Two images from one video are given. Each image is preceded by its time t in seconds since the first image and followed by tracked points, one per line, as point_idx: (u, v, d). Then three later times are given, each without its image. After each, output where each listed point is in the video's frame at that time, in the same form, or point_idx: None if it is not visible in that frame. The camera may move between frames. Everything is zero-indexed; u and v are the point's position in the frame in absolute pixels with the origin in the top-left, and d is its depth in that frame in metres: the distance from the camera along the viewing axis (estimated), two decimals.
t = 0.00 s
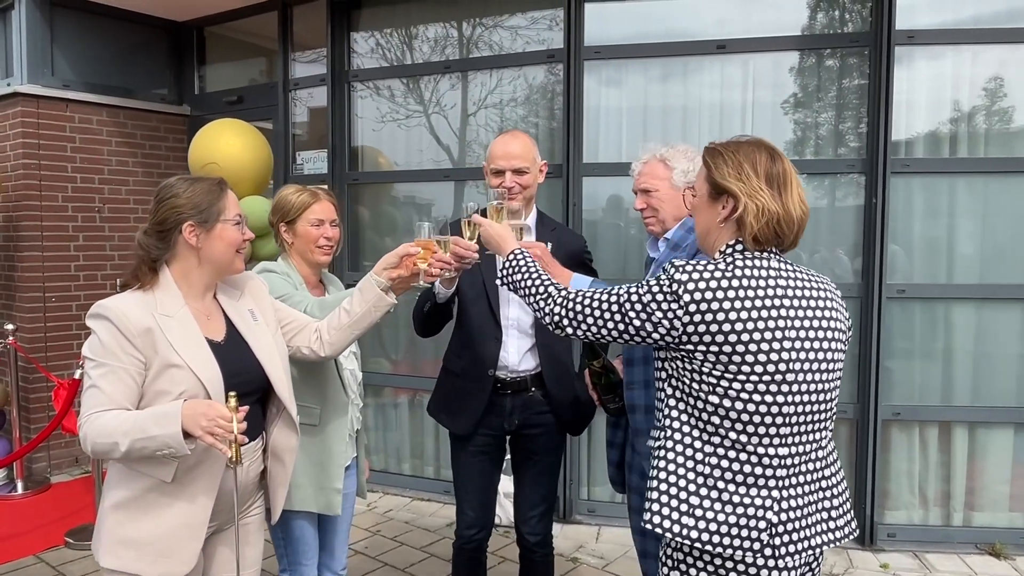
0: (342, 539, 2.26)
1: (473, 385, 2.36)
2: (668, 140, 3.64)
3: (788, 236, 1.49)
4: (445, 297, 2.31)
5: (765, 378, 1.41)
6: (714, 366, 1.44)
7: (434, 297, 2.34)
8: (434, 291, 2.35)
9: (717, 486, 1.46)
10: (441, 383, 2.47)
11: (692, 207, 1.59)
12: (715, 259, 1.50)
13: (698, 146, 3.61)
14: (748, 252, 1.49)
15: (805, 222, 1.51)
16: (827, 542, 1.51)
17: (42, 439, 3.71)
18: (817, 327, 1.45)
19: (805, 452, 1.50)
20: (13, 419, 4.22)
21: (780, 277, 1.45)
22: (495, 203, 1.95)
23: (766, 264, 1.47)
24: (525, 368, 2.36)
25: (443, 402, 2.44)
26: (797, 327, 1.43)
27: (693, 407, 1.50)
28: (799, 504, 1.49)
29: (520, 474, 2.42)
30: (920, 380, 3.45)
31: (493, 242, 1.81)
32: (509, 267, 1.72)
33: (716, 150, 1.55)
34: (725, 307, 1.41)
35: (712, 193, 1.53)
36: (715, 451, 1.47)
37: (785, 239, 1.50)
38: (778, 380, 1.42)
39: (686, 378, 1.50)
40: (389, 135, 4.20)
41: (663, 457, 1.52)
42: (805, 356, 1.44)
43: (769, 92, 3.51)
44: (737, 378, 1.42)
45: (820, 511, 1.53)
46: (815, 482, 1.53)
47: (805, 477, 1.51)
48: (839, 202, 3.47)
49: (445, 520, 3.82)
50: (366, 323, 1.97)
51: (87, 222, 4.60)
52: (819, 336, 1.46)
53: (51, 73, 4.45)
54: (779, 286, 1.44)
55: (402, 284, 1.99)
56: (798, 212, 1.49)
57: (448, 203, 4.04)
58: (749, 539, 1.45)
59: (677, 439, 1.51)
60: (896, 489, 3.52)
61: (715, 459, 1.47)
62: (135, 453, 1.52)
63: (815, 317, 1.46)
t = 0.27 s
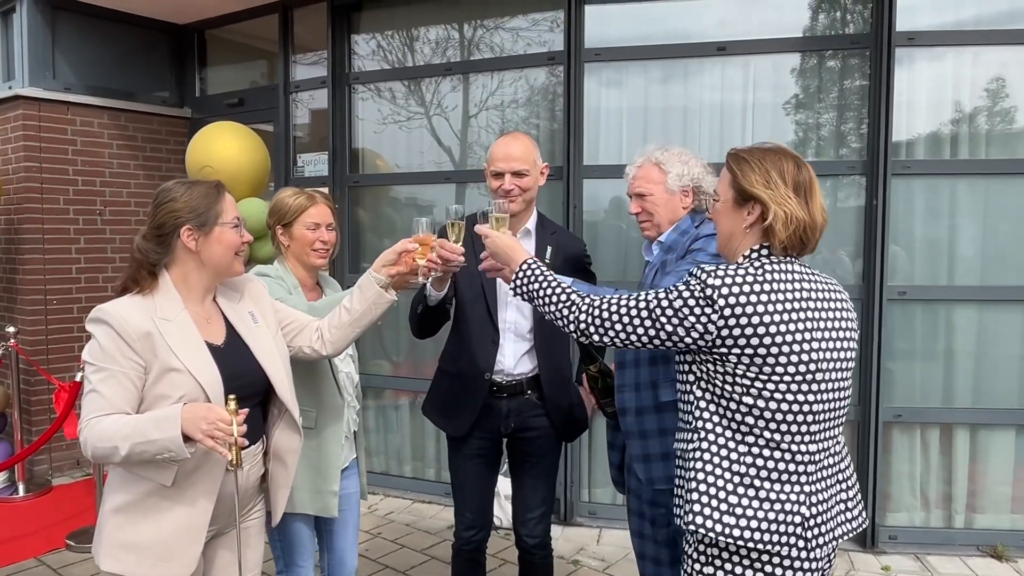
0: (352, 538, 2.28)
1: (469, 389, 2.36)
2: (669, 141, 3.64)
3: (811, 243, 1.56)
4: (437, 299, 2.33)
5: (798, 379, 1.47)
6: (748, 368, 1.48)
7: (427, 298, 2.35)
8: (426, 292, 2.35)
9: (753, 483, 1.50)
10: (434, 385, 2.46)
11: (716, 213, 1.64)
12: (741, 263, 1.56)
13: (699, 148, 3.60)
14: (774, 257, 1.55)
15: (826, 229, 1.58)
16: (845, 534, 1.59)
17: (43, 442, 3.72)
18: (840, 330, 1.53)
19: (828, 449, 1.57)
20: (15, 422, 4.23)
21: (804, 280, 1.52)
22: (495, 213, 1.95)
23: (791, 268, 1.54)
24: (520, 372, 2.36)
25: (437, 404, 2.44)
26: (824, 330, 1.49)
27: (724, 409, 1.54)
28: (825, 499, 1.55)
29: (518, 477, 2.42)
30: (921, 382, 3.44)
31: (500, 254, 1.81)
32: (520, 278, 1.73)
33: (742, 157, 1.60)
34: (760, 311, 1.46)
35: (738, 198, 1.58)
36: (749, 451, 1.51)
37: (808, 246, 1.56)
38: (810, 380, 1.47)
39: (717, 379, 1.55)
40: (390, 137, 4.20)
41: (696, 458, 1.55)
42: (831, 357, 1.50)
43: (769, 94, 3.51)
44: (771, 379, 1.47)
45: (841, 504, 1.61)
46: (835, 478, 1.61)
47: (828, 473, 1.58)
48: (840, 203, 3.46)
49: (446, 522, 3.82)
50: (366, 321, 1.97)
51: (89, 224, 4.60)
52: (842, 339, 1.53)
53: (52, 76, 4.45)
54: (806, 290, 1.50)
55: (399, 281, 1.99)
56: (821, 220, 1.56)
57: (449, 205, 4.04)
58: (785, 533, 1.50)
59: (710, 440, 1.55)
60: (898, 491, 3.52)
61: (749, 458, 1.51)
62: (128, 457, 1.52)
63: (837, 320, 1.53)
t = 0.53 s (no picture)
0: (344, 539, 2.32)
1: (468, 390, 2.37)
2: (669, 143, 3.65)
3: (816, 246, 1.58)
4: (434, 300, 2.34)
5: (803, 373, 1.48)
6: (754, 364, 1.50)
7: (423, 299, 2.36)
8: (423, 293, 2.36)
9: (762, 478, 1.51)
10: (434, 388, 2.48)
11: (722, 214, 1.65)
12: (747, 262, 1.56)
13: (698, 150, 3.61)
14: (782, 260, 1.56)
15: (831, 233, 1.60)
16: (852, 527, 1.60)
17: (46, 444, 3.73)
18: (841, 326, 1.54)
19: (834, 443, 1.58)
20: (18, 424, 4.24)
21: (807, 279, 1.54)
22: (489, 219, 1.91)
23: (796, 268, 1.55)
24: (520, 374, 2.38)
25: (438, 406, 2.45)
26: (828, 325, 1.50)
27: (730, 405, 1.55)
28: (832, 493, 1.56)
29: (519, 478, 2.43)
30: (921, 383, 3.45)
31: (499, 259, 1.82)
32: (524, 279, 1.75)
33: (750, 161, 1.61)
34: (764, 307, 1.47)
35: (746, 201, 1.59)
36: (757, 446, 1.52)
37: (813, 249, 1.58)
38: (815, 374, 1.49)
39: (723, 376, 1.56)
40: (391, 139, 4.21)
41: (705, 454, 1.56)
42: (835, 352, 1.52)
43: (768, 96, 3.52)
44: (777, 374, 1.48)
45: (847, 498, 1.62)
46: (841, 472, 1.62)
47: (835, 467, 1.58)
48: (840, 205, 3.47)
49: (447, 523, 3.83)
50: (373, 317, 1.93)
51: (91, 226, 4.62)
52: (844, 335, 1.54)
53: (54, 79, 4.47)
54: (808, 287, 1.52)
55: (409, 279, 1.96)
56: (826, 224, 1.58)
57: (450, 206, 4.05)
58: (795, 528, 1.50)
59: (717, 436, 1.56)
60: (897, 492, 3.53)
61: (758, 453, 1.52)
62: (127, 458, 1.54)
63: (840, 315, 1.55)
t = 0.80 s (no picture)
0: (332, 533, 2.38)
1: (468, 392, 2.37)
2: (669, 143, 3.66)
3: (799, 247, 1.59)
4: (433, 301, 2.34)
5: (782, 369, 1.48)
6: (732, 361, 1.50)
7: (421, 301, 2.36)
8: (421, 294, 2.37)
9: (743, 475, 1.52)
10: (432, 388, 2.48)
11: (706, 215, 1.65)
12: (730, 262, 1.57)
13: (698, 150, 3.62)
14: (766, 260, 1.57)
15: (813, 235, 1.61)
16: (842, 525, 1.58)
17: (47, 444, 3.74)
18: (824, 321, 1.54)
19: (820, 439, 1.57)
20: (19, 425, 4.25)
21: (787, 277, 1.53)
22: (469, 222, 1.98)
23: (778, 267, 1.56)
24: (520, 375, 2.38)
25: (436, 407, 2.45)
26: (807, 321, 1.50)
27: (712, 402, 1.56)
28: (818, 490, 1.55)
29: (518, 479, 2.43)
30: (921, 383, 3.45)
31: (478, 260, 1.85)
32: (509, 280, 1.78)
33: (735, 161, 1.62)
34: (741, 305, 1.48)
35: (731, 202, 1.60)
36: (737, 442, 1.53)
37: (796, 251, 1.59)
38: (794, 370, 1.48)
39: (704, 373, 1.57)
40: (391, 140, 4.22)
41: (687, 452, 1.57)
42: (816, 348, 1.51)
43: (768, 97, 3.52)
44: (755, 371, 1.49)
45: (836, 496, 1.61)
46: (829, 469, 1.60)
47: (821, 463, 1.57)
48: (840, 205, 3.47)
49: (446, 523, 3.83)
50: (378, 315, 1.99)
51: (92, 228, 4.63)
52: (826, 330, 1.54)
53: (55, 81, 4.49)
54: (788, 283, 1.52)
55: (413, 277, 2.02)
56: (809, 226, 1.59)
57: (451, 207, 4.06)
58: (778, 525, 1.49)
59: (700, 434, 1.57)
60: (897, 492, 3.53)
61: (739, 449, 1.53)
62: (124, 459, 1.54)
63: (822, 311, 1.54)
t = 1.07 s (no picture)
0: (333, 530, 2.38)
1: (466, 392, 2.38)
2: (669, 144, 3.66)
3: (787, 247, 1.59)
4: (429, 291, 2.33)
5: (769, 372, 1.48)
6: (718, 364, 1.51)
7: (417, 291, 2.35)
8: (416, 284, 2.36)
9: (729, 477, 1.52)
10: (432, 388, 2.48)
11: (694, 216, 1.65)
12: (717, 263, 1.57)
13: (698, 150, 3.62)
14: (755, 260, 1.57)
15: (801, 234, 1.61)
16: (831, 528, 1.58)
17: (48, 445, 3.75)
18: (813, 324, 1.53)
19: (810, 441, 1.56)
20: (20, 425, 4.26)
21: (775, 278, 1.53)
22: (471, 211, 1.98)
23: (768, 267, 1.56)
24: (520, 375, 2.39)
25: (437, 406, 2.45)
26: (795, 324, 1.49)
27: (700, 405, 1.57)
28: (806, 492, 1.55)
29: (518, 479, 2.43)
30: (921, 382, 3.45)
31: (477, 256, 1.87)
32: (501, 277, 1.79)
33: (721, 162, 1.62)
34: (727, 307, 1.48)
35: (718, 203, 1.60)
36: (725, 444, 1.53)
37: (784, 250, 1.59)
38: (781, 373, 1.48)
39: (691, 374, 1.57)
40: (392, 141, 4.22)
41: (674, 453, 1.58)
42: (804, 351, 1.51)
43: (768, 97, 3.52)
44: (741, 374, 1.49)
45: (825, 498, 1.60)
46: (819, 471, 1.60)
47: (810, 465, 1.57)
48: (840, 205, 3.47)
49: (447, 524, 3.83)
50: (379, 310, 1.98)
51: (92, 228, 4.64)
52: (815, 333, 1.53)
53: (56, 82, 4.49)
54: (776, 285, 1.52)
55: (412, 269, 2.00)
56: (796, 225, 1.60)
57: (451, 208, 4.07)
58: (764, 527, 1.50)
59: (687, 435, 1.57)
60: (897, 492, 3.52)
61: (725, 451, 1.53)
62: (124, 458, 1.55)
63: (811, 313, 1.53)
